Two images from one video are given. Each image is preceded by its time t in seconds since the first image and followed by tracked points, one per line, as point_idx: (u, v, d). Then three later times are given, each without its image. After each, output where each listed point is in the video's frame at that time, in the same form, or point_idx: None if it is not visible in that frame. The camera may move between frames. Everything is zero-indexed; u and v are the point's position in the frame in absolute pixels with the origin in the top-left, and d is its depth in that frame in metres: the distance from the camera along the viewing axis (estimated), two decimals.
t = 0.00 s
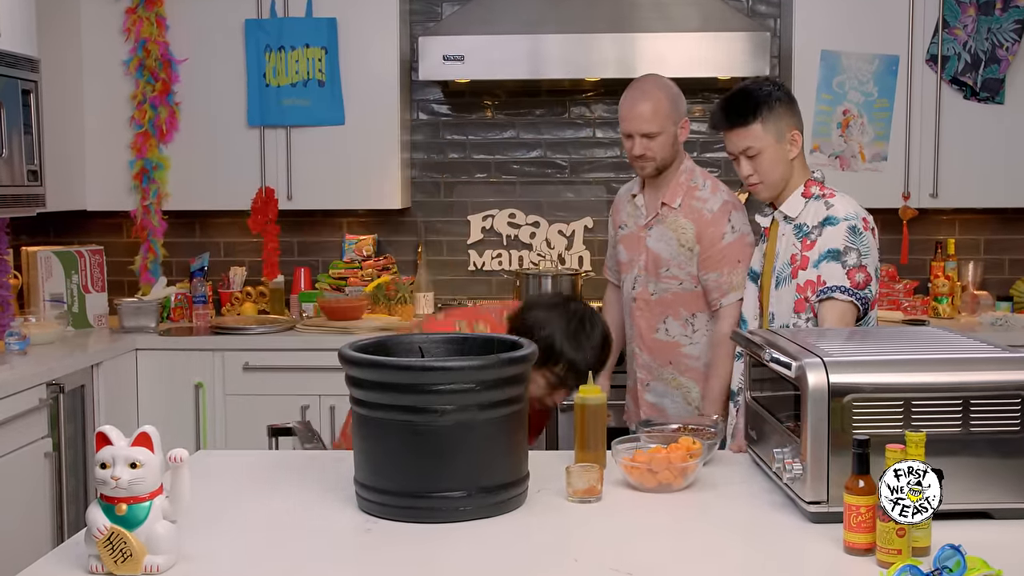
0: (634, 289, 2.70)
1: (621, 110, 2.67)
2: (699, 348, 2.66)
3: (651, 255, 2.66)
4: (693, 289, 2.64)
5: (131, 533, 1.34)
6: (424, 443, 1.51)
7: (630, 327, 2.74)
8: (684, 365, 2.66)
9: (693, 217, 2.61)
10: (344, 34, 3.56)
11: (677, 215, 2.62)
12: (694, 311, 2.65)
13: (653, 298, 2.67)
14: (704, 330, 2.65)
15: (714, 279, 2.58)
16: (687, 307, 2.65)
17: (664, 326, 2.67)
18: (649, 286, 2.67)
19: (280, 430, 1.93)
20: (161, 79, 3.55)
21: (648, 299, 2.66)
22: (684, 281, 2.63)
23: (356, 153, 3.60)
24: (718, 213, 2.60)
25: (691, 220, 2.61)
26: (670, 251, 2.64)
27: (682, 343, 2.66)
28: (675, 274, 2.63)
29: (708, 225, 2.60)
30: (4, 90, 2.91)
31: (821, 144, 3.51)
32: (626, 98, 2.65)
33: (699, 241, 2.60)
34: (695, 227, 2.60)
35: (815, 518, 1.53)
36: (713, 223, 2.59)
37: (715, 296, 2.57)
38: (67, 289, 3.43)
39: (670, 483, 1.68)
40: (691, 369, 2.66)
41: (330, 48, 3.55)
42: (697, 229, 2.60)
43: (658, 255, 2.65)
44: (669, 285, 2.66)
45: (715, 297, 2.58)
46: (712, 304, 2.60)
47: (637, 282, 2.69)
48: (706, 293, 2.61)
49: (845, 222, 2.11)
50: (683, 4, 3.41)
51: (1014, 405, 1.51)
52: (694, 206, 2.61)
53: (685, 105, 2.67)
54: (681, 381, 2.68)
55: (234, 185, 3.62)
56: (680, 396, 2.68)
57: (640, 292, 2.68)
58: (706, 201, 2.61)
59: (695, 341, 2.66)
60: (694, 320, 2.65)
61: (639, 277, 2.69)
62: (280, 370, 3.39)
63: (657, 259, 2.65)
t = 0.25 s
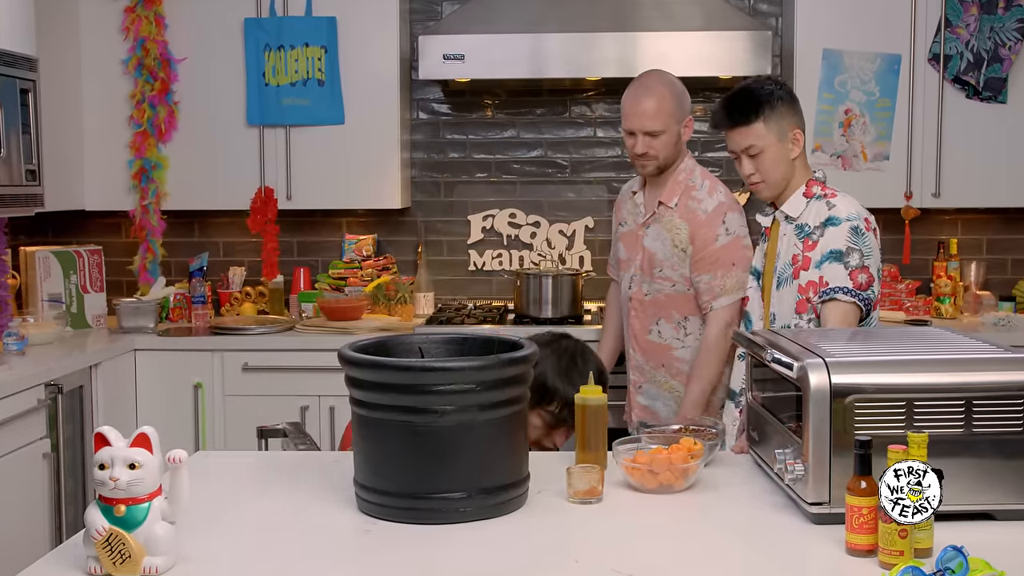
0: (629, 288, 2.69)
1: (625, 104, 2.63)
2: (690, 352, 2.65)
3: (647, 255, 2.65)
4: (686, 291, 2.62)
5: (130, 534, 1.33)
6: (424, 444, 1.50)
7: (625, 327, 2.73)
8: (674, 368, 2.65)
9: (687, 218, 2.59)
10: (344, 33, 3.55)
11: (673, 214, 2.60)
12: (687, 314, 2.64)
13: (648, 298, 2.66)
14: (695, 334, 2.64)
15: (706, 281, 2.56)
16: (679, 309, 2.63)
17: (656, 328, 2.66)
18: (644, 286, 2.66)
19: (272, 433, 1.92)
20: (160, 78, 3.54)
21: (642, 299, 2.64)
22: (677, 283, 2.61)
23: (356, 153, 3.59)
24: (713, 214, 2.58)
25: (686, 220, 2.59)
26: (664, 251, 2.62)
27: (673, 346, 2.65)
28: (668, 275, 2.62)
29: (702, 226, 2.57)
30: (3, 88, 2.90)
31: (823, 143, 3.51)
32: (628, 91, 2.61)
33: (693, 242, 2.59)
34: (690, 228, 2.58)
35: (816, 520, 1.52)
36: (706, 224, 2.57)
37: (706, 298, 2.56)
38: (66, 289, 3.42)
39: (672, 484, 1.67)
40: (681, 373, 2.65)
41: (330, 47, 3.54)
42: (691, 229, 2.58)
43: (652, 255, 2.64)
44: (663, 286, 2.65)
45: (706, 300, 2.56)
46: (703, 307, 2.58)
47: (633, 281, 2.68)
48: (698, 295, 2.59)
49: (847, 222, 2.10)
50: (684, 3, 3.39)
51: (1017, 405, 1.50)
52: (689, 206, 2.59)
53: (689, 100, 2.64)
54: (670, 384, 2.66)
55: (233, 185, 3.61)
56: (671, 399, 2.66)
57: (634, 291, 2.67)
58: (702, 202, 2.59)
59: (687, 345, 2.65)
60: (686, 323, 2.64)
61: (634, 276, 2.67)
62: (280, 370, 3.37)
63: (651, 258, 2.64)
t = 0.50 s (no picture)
0: (627, 288, 2.67)
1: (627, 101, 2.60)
2: (685, 355, 2.63)
3: (645, 255, 2.63)
4: (683, 293, 2.60)
5: (128, 536, 1.32)
6: (424, 445, 1.48)
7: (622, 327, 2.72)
8: (670, 371, 2.64)
9: (685, 218, 2.57)
10: (344, 32, 3.53)
11: (672, 214, 2.58)
12: (683, 316, 2.62)
13: (645, 299, 2.64)
14: (691, 337, 2.63)
15: (703, 284, 2.54)
16: (675, 311, 2.62)
17: (653, 329, 2.64)
18: (642, 287, 2.64)
19: (263, 435, 1.93)
20: (159, 77, 3.53)
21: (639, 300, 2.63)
22: (674, 285, 2.60)
23: (355, 152, 3.58)
24: (711, 216, 2.55)
25: (685, 221, 2.56)
26: (662, 252, 2.60)
27: (668, 348, 2.64)
28: (665, 276, 2.60)
29: (700, 228, 2.55)
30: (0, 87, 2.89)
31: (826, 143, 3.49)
32: (633, 88, 2.58)
33: (691, 243, 2.56)
34: (687, 229, 2.56)
35: (819, 521, 1.50)
36: (705, 226, 2.55)
37: (703, 302, 2.53)
38: (64, 289, 3.41)
39: (673, 485, 1.65)
40: (676, 376, 2.64)
41: (329, 46, 3.53)
42: (688, 230, 2.56)
43: (650, 254, 2.62)
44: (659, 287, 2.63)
45: (704, 303, 2.54)
46: (701, 310, 2.55)
47: (631, 281, 2.66)
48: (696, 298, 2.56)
49: (852, 226, 2.08)
50: (686, 1, 3.37)
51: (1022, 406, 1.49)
52: (688, 207, 2.57)
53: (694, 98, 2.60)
54: (665, 388, 2.65)
55: (233, 184, 3.60)
56: (665, 402, 2.66)
57: (632, 291, 2.65)
58: (701, 203, 2.56)
59: (682, 348, 2.63)
60: (682, 326, 2.62)
61: (632, 276, 2.65)
62: (279, 370, 3.36)
63: (650, 258, 2.62)
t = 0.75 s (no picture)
0: (628, 289, 2.66)
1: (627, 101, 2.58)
2: (686, 360, 2.61)
3: (646, 257, 2.61)
4: (685, 296, 2.59)
5: (127, 537, 1.30)
6: (424, 446, 1.47)
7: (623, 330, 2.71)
8: (670, 376, 2.62)
9: (688, 221, 2.55)
10: (343, 30, 3.52)
11: (674, 216, 2.56)
12: (685, 320, 2.60)
13: (646, 302, 2.63)
14: (692, 343, 2.61)
15: (708, 289, 2.52)
16: (676, 315, 2.60)
17: (653, 333, 2.63)
18: (643, 289, 2.63)
19: (256, 435, 1.93)
20: (158, 76, 3.52)
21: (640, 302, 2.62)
22: (676, 288, 2.58)
23: (355, 151, 3.56)
24: (714, 219, 2.53)
25: (687, 224, 2.55)
26: (664, 254, 2.59)
27: (669, 353, 2.62)
28: (667, 279, 2.59)
29: (703, 231, 2.53)
30: None
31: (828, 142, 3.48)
32: (632, 88, 2.55)
33: (693, 247, 2.55)
34: (690, 232, 2.54)
35: (821, 522, 1.49)
36: (708, 230, 2.53)
37: (708, 307, 2.52)
38: (62, 289, 3.39)
39: (674, 486, 1.64)
40: (677, 382, 2.62)
41: (329, 45, 3.52)
42: (691, 234, 2.54)
43: (651, 257, 2.61)
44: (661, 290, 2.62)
45: (708, 308, 2.52)
46: (705, 316, 2.54)
47: (632, 282, 2.65)
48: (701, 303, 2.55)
49: (865, 235, 2.06)
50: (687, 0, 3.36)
51: None
52: (690, 210, 2.55)
53: (695, 97, 2.58)
54: (665, 393, 2.63)
55: (232, 184, 3.59)
56: (664, 407, 2.64)
57: (633, 293, 2.65)
58: (704, 205, 2.54)
59: (684, 353, 2.61)
60: (684, 330, 2.60)
61: (634, 278, 2.65)
62: (278, 371, 3.35)
63: (651, 261, 2.61)
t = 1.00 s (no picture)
0: (630, 290, 2.64)
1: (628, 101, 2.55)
2: (690, 364, 2.58)
3: (649, 258, 2.60)
4: (688, 299, 2.57)
5: (125, 538, 1.29)
6: (424, 447, 1.46)
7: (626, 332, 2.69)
8: (674, 379, 2.60)
9: (692, 223, 2.53)
10: (343, 30, 3.51)
11: (678, 217, 2.54)
12: (689, 323, 2.58)
13: (649, 303, 2.61)
14: (697, 346, 2.58)
15: (713, 293, 2.49)
16: (680, 317, 2.58)
17: (656, 335, 2.61)
18: (646, 291, 2.61)
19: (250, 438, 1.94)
20: (156, 75, 3.51)
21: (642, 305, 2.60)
22: (680, 291, 2.56)
23: (354, 151, 3.55)
24: (720, 222, 2.50)
25: (691, 226, 2.53)
26: (667, 256, 2.57)
27: (672, 356, 2.60)
28: (670, 282, 2.57)
29: (708, 233, 2.50)
30: None
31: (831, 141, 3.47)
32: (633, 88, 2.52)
33: (697, 250, 2.52)
34: (695, 235, 2.52)
35: (823, 524, 1.48)
36: (713, 232, 2.50)
37: (713, 311, 2.48)
38: (60, 289, 3.38)
39: (675, 487, 1.63)
40: (681, 385, 2.59)
41: (328, 44, 3.51)
42: (695, 237, 2.52)
43: (654, 258, 2.59)
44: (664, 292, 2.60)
45: (714, 312, 2.49)
46: (711, 319, 2.51)
47: (634, 283, 2.64)
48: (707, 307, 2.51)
49: (878, 237, 2.04)
50: None
51: None
52: (694, 211, 2.53)
53: (697, 97, 2.56)
54: (669, 396, 2.61)
55: (231, 183, 3.58)
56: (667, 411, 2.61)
57: (635, 294, 2.63)
58: (709, 207, 2.52)
59: (688, 357, 2.58)
60: (688, 332, 2.58)
61: (636, 279, 2.63)
62: (278, 371, 3.34)
63: (653, 262, 2.59)
